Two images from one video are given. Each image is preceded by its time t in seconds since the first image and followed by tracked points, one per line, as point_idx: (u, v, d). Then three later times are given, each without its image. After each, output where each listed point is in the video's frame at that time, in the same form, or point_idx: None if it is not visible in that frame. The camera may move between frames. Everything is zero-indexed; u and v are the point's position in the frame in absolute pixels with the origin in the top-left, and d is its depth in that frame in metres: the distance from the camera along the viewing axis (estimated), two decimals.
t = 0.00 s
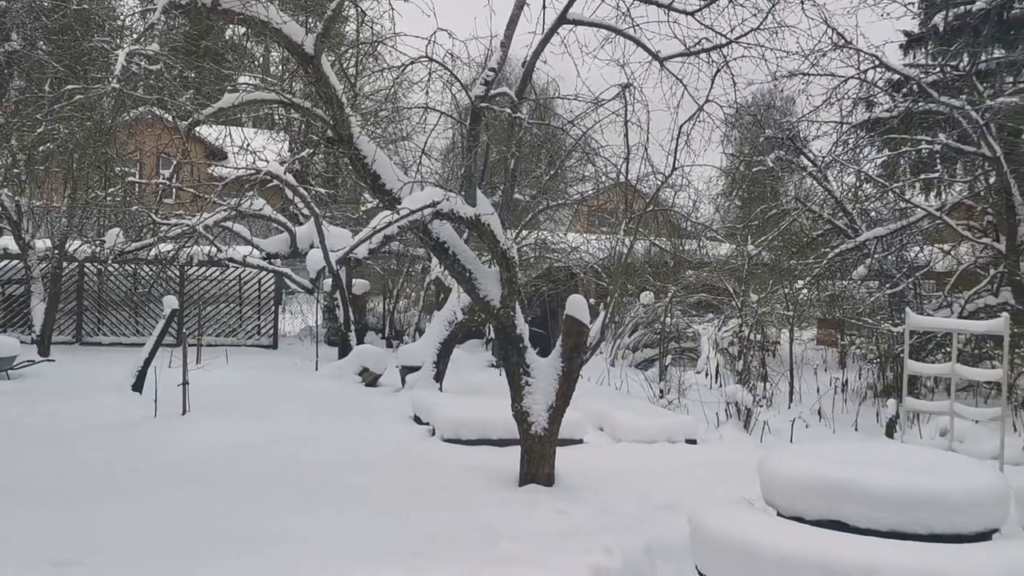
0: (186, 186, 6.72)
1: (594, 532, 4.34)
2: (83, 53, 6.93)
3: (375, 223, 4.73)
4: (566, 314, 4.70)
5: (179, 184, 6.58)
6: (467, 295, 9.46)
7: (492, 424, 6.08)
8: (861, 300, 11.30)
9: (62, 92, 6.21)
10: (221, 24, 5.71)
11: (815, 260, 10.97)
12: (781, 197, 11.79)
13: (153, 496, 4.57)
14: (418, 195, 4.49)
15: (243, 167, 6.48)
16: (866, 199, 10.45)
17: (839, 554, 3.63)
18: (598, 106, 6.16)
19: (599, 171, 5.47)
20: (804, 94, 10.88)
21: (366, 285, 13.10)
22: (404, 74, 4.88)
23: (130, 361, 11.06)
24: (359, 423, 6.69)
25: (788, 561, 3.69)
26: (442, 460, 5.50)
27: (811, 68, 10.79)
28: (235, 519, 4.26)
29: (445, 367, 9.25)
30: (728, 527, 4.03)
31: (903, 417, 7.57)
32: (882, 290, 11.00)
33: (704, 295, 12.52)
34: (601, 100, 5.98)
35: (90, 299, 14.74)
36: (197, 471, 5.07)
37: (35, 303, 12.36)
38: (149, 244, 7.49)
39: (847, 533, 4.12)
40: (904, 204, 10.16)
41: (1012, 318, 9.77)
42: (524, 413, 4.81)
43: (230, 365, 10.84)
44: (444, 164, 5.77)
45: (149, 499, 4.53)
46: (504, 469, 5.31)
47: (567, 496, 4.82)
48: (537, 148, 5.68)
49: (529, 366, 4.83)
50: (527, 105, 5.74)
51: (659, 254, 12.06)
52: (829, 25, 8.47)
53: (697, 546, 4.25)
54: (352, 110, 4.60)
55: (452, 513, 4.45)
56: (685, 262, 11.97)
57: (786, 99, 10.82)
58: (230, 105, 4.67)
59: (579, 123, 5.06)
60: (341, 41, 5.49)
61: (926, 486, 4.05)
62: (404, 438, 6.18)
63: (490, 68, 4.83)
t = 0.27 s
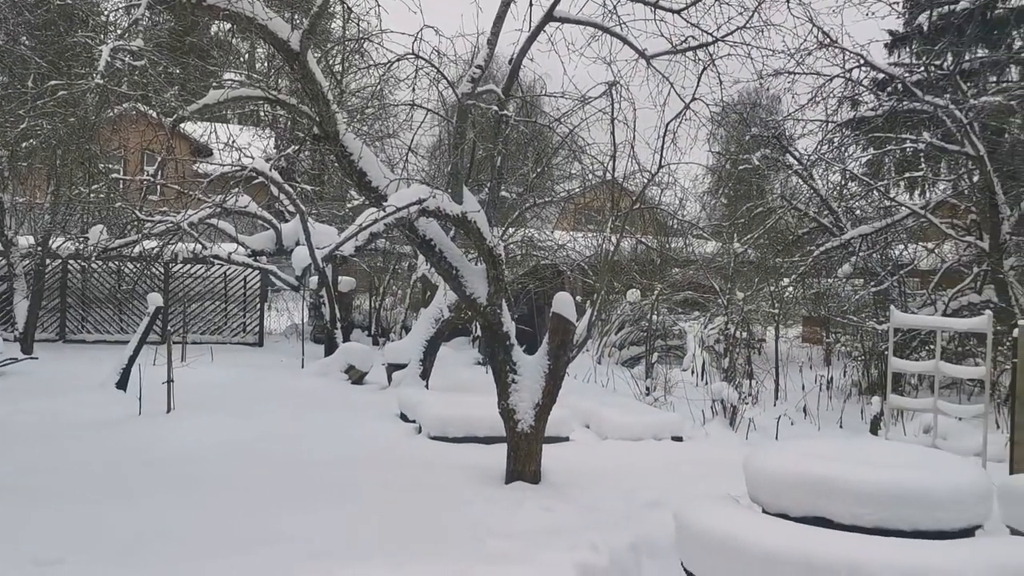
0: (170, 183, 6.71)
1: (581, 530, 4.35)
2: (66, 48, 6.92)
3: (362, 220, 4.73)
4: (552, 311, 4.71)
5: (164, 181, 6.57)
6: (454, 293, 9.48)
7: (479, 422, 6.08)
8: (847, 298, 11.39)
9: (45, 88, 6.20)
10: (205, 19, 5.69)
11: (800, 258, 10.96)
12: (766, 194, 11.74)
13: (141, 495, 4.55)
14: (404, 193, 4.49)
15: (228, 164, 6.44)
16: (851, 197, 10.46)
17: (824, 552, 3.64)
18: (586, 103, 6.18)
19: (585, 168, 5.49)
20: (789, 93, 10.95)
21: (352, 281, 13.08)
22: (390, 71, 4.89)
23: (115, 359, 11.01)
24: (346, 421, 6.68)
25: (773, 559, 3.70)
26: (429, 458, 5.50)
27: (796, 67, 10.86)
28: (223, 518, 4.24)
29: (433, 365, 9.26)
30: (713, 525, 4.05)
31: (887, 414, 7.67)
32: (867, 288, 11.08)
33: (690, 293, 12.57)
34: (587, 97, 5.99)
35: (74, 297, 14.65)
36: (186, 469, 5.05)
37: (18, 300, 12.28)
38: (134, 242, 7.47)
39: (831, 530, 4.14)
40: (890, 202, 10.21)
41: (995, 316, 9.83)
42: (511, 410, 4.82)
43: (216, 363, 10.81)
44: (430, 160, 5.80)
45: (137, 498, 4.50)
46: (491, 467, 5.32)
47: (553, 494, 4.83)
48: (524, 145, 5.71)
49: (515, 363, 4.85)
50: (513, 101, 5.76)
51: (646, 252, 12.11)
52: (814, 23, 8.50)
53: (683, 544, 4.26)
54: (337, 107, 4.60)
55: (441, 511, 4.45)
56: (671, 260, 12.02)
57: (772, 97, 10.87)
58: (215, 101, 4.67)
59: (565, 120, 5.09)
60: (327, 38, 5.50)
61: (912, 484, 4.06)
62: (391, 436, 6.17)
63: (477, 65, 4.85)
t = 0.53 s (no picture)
0: (161, 182, 6.71)
1: (572, 530, 4.35)
2: (57, 48, 6.81)
3: (354, 220, 4.75)
4: (545, 311, 4.71)
5: (155, 181, 6.57)
6: (446, 293, 9.50)
7: (470, 421, 6.10)
8: (839, 297, 11.43)
9: (36, 87, 6.18)
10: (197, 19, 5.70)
11: (791, 257, 11.00)
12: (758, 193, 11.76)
13: (135, 495, 4.55)
14: (396, 193, 4.51)
15: (219, 163, 6.44)
16: (842, 197, 10.51)
17: (815, 551, 3.65)
18: (577, 103, 6.20)
19: (575, 168, 5.51)
20: (781, 93, 10.99)
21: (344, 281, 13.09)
22: (383, 71, 4.92)
23: (106, 359, 10.99)
24: (339, 421, 6.69)
25: (764, 558, 3.72)
26: (421, 458, 5.50)
27: (788, 67, 10.90)
28: (217, 518, 4.24)
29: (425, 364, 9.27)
30: (705, 525, 4.06)
31: (879, 413, 7.72)
32: (859, 287, 11.14)
33: (682, 293, 12.62)
34: (578, 97, 5.99)
35: (65, 297, 14.61)
36: (180, 469, 5.05)
37: (9, 300, 12.25)
38: (127, 241, 7.48)
39: (820, 529, 4.16)
40: (881, 201, 10.23)
41: (985, 316, 9.88)
42: (503, 410, 4.83)
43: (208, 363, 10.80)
44: (422, 159, 5.83)
45: (130, 498, 4.50)
46: (482, 467, 5.32)
47: (544, 493, 4.84)
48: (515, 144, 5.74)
49: (507, 363, 4.85)
50: (504, 101, 5.79)
51: (638, 251, 12.14)
52: (805, 24, 8.54)
53: (675, 543, 4.27)
54: (330, 106, 4.62)
55: (435, 511, 4.46)
56: (664, 258, 12.03)
57: (764, 97, 10.91)
58: (207, 101, 4.69)
59: (556, 120, 5.11)
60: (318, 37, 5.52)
61: (904, 484, 4.07)
62: (383, 436, 6.18)
63: (469, 65, 4.87)
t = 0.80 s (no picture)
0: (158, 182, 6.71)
1: (569, 530, 4.35)
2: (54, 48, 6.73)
3: (352, 220, 4.75)
4: (542, 311, 4.72)
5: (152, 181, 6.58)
6: (444, 293, 9.51)
7: (468, 421, 6.10)
8: (836, 297, 11.44)
9: (32, 87, 6.15)
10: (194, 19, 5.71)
11: (790, 257, 10.99)
12: (757, 194, 11.77)
13: (134, 495, 4.55)
14: (393, 193, 4.51)
15: (216, 163, 6.44)
16: (840, 197, 10.51)
17: (811, 551, 3.66)
18: (575, 104, 6.19)
19: (573, 168, 5.51)
20: (778, 93, 11.00)
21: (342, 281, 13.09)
22: (380, 71, 4.93)
23: (103, 359, 10.99)
24: (338, 421, 6.69)
25: (760, 557, 3.72)
26: (419, 458, 5.50)
27: (786, 67, 10.92)
28: (216, 518, 4.24)
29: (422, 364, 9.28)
30: (702, 524, 4.06)
31: (877, 413, 7.71)
32: (857, 288, 11.14)
33: (680, 293, 12.63)
34: (576, 97, 5.98)
35: (62, 297, 14.61)
36: (179, 469, 5.05)
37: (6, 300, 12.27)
38: (125, 242, 7.48)
39: (817, 529, 4.16)
40: (879, 201, 10.23)
41: (982, 316, 9.87)
42: (501, 410, 4.83)
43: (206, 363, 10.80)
44: (420, 160, 5.83)
45: (129, 498, 4.50)
46: (480, 467, 5.32)
47: (542, 493, 4.84)
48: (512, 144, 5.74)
49: (504, 363, 4.86)
50: (501, 101, 5.79)
51: (636, 251, 12.16)
52: (801, 24, 8.55)
53: (672, 543, 4.27)
54: (328, 106, 4.63)
55: (433, 511, 4.46)
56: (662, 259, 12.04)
57: (762, 98, 10.91)
58: (205, 101, 4.70)
59: (554, 120, 5.11)
60: (316, 37, 5.52)
61: (901, 484, 4.07)
62: (382, 436, 6.18)
63: (467, 65, 4.87)
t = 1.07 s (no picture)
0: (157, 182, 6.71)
1: (570, 530, 4.35)
2: (54, 48, 6.74)
3: (352, 220, 4.75)
4: (542, 311, 4.72)
5: (152, 181, 6.58)
6: (444, 293, 9.51)
7: (468, 421, 6.10)
8: (836, 297, 11.44)
9: (32, 87, 6.15)
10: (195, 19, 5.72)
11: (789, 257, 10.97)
12: (756, 194, 11.77)
13: (135, 495, 4.55)
14: (393, 192, 4.51)
15: (216, 163, 6.45)
16: (840, 197, 10.50)
17: (810, 551, 3.65)
18: (574, 104, 6.20)
19: (572, 167, 5.51)
20: (779, 93, 10.99)
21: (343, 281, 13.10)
22: (381, 71, 4.93)
23: (103, 359, 11.00)
24: (338, 421, 6.69)
25: (760, 558, 3.72)
26: (420, 458, 5.50)
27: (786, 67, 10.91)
28: (215, 518, 4.25)
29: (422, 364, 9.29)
30: (701, 524, 4.06)
31: (877, 413, 7.72)
32: (857, 288, 11.13)
33: (680, 293, 12.63)
34: (575, 97, 5.99)
35: (62, 297, 14.62)
36: (181, 469, 5.06)
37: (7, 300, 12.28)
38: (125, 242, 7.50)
39: (817, 529, 4.15)
40: (879, 202, 10.22)
41: (983, 316, 9.87)
42: (501, 409, 4.83)
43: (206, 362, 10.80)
44: (420, 160, 5.83)
45: (128, 498, 4.50)
46: (480, 467, 5.32)
47: (542, 493, 4.84)
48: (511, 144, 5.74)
49: (504, 363, 4.86)
50: (499, 101, 5.79)
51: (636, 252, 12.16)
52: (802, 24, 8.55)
53: (672, 543, 4.27)
54: (328, 106, 4.64)
55: (433, 511, 4.46)
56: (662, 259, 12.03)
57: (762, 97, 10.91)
58: (206, 101, 4.70)
59: (553, 120, 5.11)
60: (316, 38, 5.52)
61: (902, 484, 4.07)
62: (382, 436, 6.18)
63: (467, 65, 4.88)
